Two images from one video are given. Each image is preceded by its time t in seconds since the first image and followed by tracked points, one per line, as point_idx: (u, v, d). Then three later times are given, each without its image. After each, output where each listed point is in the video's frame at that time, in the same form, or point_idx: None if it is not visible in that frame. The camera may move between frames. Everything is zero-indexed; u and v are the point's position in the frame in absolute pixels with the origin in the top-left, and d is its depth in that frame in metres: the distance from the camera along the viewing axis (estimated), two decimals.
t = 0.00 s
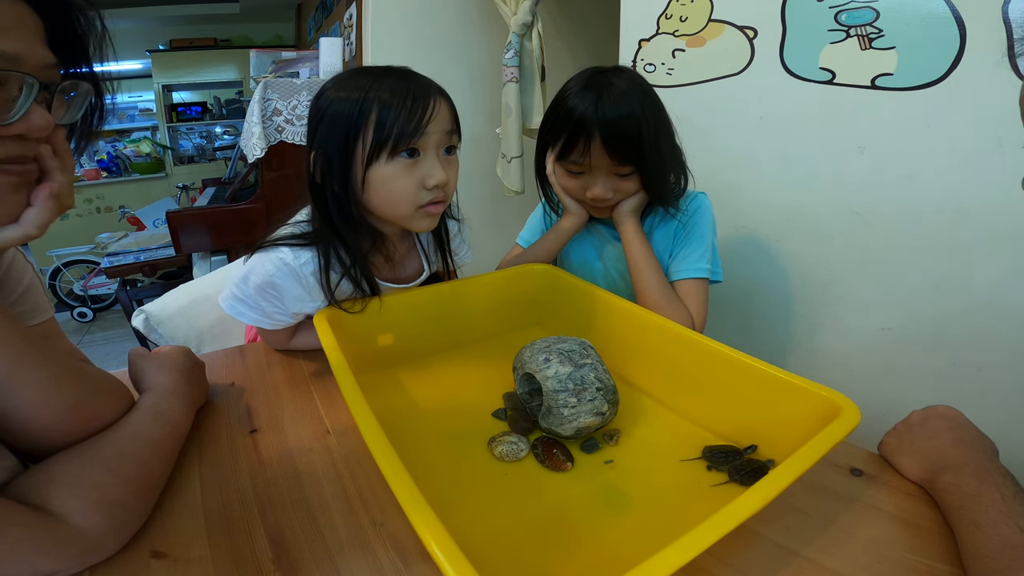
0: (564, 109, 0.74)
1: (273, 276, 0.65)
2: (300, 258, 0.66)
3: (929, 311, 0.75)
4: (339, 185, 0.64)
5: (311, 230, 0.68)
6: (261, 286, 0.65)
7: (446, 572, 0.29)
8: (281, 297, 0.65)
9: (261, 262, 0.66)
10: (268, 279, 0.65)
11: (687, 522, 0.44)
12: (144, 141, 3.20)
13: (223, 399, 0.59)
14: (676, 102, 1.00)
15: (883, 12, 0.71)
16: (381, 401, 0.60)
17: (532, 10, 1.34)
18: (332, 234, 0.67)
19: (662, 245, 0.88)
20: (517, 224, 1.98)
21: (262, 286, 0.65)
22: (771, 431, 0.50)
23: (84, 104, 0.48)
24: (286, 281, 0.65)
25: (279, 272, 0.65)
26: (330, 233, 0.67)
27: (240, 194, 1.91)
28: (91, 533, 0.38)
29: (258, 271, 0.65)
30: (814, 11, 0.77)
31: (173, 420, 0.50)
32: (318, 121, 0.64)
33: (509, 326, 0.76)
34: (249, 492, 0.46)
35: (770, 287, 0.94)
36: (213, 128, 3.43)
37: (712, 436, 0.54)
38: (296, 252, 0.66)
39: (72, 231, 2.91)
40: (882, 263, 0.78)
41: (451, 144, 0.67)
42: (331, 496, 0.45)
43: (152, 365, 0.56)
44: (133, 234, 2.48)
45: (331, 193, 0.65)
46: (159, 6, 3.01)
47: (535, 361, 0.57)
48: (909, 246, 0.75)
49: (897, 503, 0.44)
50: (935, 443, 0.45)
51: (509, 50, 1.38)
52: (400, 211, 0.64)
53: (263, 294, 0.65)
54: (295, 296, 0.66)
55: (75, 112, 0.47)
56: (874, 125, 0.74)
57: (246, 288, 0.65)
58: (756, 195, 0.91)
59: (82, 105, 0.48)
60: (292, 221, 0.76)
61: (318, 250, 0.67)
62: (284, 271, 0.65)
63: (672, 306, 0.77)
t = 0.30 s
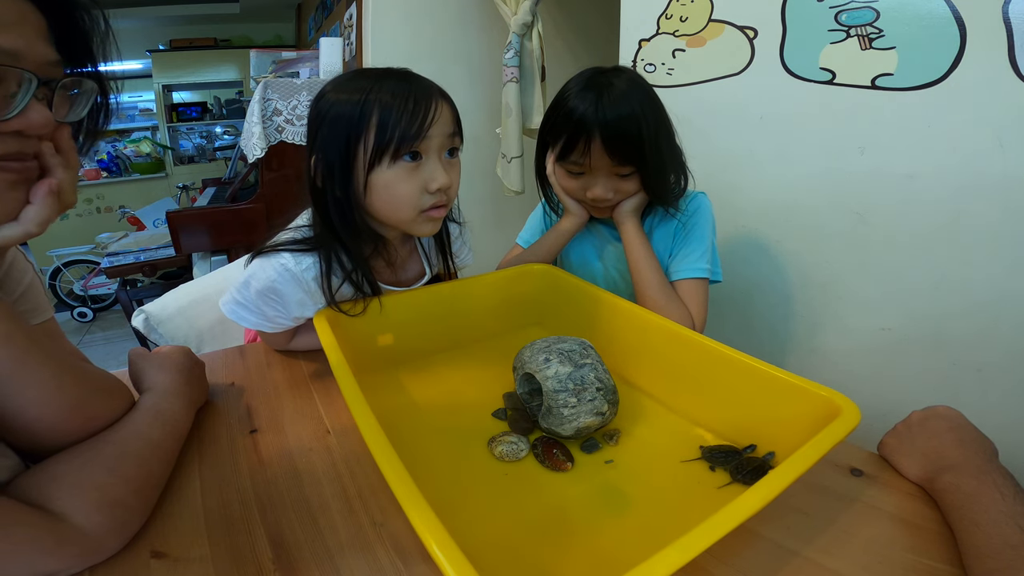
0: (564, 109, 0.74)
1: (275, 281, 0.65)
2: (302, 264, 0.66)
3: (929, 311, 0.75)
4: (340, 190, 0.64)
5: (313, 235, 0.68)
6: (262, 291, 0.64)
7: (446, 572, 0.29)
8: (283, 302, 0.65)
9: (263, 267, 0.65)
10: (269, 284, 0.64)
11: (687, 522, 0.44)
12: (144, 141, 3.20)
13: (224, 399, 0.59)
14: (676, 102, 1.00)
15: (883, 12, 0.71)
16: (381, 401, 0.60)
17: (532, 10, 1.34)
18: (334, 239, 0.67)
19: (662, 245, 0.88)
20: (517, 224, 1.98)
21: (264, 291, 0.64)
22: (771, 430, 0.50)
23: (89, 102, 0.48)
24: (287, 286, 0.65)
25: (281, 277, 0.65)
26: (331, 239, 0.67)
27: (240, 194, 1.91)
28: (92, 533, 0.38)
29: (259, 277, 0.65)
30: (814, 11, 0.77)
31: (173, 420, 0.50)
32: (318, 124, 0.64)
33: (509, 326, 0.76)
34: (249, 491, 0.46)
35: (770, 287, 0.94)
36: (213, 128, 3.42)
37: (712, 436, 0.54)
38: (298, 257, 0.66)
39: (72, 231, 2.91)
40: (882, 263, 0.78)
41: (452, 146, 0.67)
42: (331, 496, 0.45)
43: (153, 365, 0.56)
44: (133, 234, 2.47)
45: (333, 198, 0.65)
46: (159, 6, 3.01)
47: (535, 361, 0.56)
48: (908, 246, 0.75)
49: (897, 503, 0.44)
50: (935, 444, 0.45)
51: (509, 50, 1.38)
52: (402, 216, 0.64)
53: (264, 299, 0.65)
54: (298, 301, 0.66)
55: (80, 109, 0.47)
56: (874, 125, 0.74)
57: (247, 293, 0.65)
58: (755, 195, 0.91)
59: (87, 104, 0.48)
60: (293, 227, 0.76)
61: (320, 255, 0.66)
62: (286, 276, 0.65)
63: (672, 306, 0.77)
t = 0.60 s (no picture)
0: (564, 109, 0.74)
1: (276, 283, 0.65)
2: (303, 265, 0.66)
3: (930, 311, 0.75)
4: (341, 193, 0.64)
5: (314, 237, 0.68)
6: (263, 292, 0.64)
7: (446, 572, 0.29)
8: (284, 303, 0.65)
9: (264, 268, 0.65)
10: (270, 285, 0.64)
11: (687, 522, 0.44)
12: (144, 141, 3.20)
13: (224, 399, 0.59)
14: (676, 102, 1.00)
15: (883, 12, 0.71)
16: (381, 401, 0.60)
17: (532, 9, 1.34)
18: (334, 242, 0.67)
19: (662, 245, 0.88)
20: (517, 224, 1.98)
21: (265, 292, 0.64)
22: (771, 430, 0.50)
23: (93, 102, 0.48)
24: (288, 287, 0.65)
25: (282, 278, 0.65)
26: (332, 241, 0.67)
27: (240, 194, 1.91)
28: (92, 533, 0.38)
29: (261, 278, 0.65)
30: (814, 11, 0.77)
31: (173, 420, 0.50)
32: (319, 126, 0.64)
33: (509, 326, 0.76)
34: (249, 491, 0.46)
35: (770, 287, 0.94)
36: (213, 128, 3.42)
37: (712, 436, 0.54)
38: (299, 258, 0.66)
39: (72, 231, 2.90)
40: (882, 263, 0.78)
41: (454, 150, 0.66)
42: (331, 496, 0.45)
43: (153, 365, 0.56)
44: (133, 234, 2.47)
45: (334, 201, 0.65)
46: (159, 6, 3.01)
47: (535, 361, 0.57)
48: (908, 246, 0.75)
49: (897, 503, 0.44)
50: (935, 444, 0.45)
51: (509, 50, 1.38)
52: (403, 219, 0.64)
53: (265, 299, 0.65)
54: (298, 303, 0.66)
55: (84, 109, 0.47)
56: (874, 125, 0.74)
57: (248, 294, 0.65)
58: (755, 195, 0.91)
59: (91, 103, 0.48)
60: (293, 228, 0.75)
61: (321, 256, 0.66)
62: (287, 277, 0.65)
63: (672, 306, 0.77)
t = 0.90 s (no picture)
0: (564, 110, 0.74)
1: (277, 282, 0.65)
2: (304, 264, 0.66)
3: (930, 311, 0.75)
4: (344, 191, 0.64)
5: (315, 236, 0.68)
6: (264, 291, 0.64)
7: (446, 572, 0.29)
8: (284, 302, 0.65)
9: (265, 267, 0.65)
10: (271, 284, 0.64)
11: (687, 522, 0.44)
12: (144, 141, 3.20)
13: (224, 399, 0.59)
14: (676, 102, 1.00)
15: (883, 12, 0.71)
16: (381, 401, 0.60)
17: (532, 10, 1.34)
18: (336, 241, 0.67)
19: (662, 245, 0.88)
20: (517, 224, 1.98)
21: (266, 291, 0.64)
22: (771, 430, 0.50)
23: (96, 103, 0.48)
24: (289, 286, 0.65)
25: (283, 277, 0.65)
26: (334, 240, 0.67)
27: (240, 194, 1.91)
28: (93, 532, 0.38)
29: (262, 276, 0.65)
30: (814, 11, 0.77)
31: (173, 420, 0.50)
32: (323, 124, 0.64)
33: (509, 326, 0.76)
34: (249, 491, 0.46)
35: (770, 287, 0.94)
36: (213, 128, 3.42)
37: (712, 436, 0.54)
38: (300, 257, 0.66)
39: (72, 231, 2.90)
40: (882, 263, 0.78)
41: (457, 149, 0.67)
42: (331, 496, 0.45)
43: (153, 365, 0.56)
44: (133, 234, 2.47)
45: (337, 199, 0.65)
46: (159, 6, 3.01)
47: (535, 361, 0.56)
48: (908, 246, 0.75)
49: (897, 503, 0.44)
50: (935, 444, 0.45)
51: (509, 50, 1.38)
52: (406, 219, 0.64)
53: (266, 298, 0.65)
54: (299, 302, 0.66)
55: (87, 110, 0.47)
56: (874, 125, 0.74)
57: (250, 293, 0.65)
58: (755, 195, 0.91)
59: (94, 104, 0.48)
60: (293, 228, 0.75)
61: (321, 255, 0.66)
62: (288, 276, 0.65)
63: (671, 306, 0.77)
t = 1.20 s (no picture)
0: (564, 110, 0.74)
1: (277, 282, 0.65)
2: (303, 264, 0.66)
3: (929, 311, 0.75)
4: (344, 190, 0.64)
5: (315, 236, 0.68)
6: (264, 291, 0.64)
7: (446, 572, 0.29)
8: (284, 303, 0.65)
9: (264, 267, 0.65)
10: (271, 285, 0.64)
11: (687, 522, 0.44)
12: (144, 141, 3.20)
13: (224, 399, 0.59)
14: (676, 102, 1.00)
15: (883, 12, 0.71)
16: (381, 401, 0.60)
17: (532, 10, 1.34)
18: (336, 240, 0.67)
19: (662, 245, 0.88)
20: (517, 224, 1.98)
21: (265, 291, 0.64)
22: (771, 430, 0.50)
23: (92, 103, 0.48)
24: (289, 287, 0.65)
25: (282, 277, 0.65)
26: (334, 240, 0.67)
27: (240, 194, 1.91)
28: (94, 532, 0.38)
29: (261, 277, 0.65)
30: (814, 11, 0.77)
31: (174, 420, 0.50)
32: (322, 123, 0.64)
33: (509, 326, 0.76)
34: (249, 491, 0.46)
35: (770, 287, 0.94)
36: (213, 128, 3.42)
37: (712, 436, 0.54)
38: (299, 257, 0.66)
39: (72, 231, 2.90)
40: (882, 263, 0.78)
41: (456, 147, 0.66)
42: (331, 496, 0.45)
43: (153, 365, 0.56)
44: (132, 234, 2.47)
45: (336, 199, 0.65)
46: (159, 6, 3.00)
47: (535, 361, 0.56)
48: (908, 247, 0.75)
49: (897, 503, 0.44)
50: (935, 444, 0.45)
51: (509, 50, 1.38)
52: (405, 218, 0.64)
53: (266, 298, 0.65)
54: (298, 302, 0.66)
55: (83, 110, 0.47)
56: (874, 125, 0.74)
57: (249, 293, 0.65)
58: (755, 195, 0.91)
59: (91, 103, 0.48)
60: (293, 228, 0.75)
61: (321, 255, 0.66)
62: (288, 276, 0.65)
63: (671, 306, 0.77)
